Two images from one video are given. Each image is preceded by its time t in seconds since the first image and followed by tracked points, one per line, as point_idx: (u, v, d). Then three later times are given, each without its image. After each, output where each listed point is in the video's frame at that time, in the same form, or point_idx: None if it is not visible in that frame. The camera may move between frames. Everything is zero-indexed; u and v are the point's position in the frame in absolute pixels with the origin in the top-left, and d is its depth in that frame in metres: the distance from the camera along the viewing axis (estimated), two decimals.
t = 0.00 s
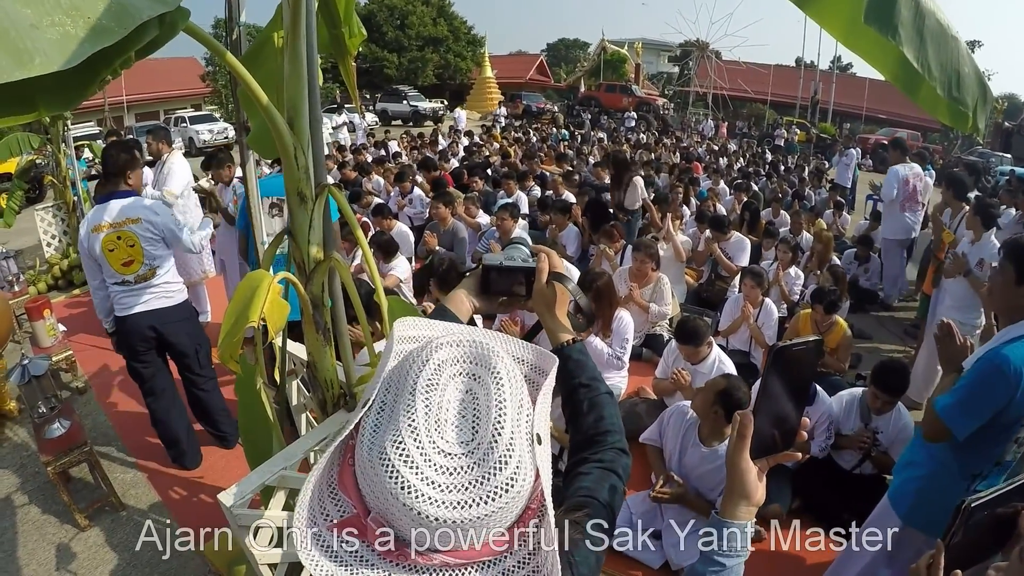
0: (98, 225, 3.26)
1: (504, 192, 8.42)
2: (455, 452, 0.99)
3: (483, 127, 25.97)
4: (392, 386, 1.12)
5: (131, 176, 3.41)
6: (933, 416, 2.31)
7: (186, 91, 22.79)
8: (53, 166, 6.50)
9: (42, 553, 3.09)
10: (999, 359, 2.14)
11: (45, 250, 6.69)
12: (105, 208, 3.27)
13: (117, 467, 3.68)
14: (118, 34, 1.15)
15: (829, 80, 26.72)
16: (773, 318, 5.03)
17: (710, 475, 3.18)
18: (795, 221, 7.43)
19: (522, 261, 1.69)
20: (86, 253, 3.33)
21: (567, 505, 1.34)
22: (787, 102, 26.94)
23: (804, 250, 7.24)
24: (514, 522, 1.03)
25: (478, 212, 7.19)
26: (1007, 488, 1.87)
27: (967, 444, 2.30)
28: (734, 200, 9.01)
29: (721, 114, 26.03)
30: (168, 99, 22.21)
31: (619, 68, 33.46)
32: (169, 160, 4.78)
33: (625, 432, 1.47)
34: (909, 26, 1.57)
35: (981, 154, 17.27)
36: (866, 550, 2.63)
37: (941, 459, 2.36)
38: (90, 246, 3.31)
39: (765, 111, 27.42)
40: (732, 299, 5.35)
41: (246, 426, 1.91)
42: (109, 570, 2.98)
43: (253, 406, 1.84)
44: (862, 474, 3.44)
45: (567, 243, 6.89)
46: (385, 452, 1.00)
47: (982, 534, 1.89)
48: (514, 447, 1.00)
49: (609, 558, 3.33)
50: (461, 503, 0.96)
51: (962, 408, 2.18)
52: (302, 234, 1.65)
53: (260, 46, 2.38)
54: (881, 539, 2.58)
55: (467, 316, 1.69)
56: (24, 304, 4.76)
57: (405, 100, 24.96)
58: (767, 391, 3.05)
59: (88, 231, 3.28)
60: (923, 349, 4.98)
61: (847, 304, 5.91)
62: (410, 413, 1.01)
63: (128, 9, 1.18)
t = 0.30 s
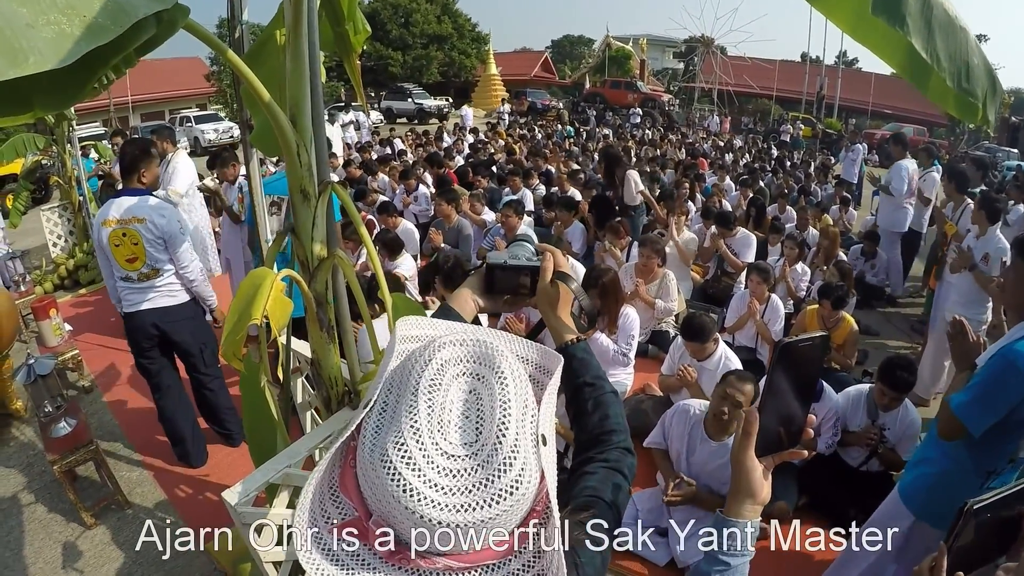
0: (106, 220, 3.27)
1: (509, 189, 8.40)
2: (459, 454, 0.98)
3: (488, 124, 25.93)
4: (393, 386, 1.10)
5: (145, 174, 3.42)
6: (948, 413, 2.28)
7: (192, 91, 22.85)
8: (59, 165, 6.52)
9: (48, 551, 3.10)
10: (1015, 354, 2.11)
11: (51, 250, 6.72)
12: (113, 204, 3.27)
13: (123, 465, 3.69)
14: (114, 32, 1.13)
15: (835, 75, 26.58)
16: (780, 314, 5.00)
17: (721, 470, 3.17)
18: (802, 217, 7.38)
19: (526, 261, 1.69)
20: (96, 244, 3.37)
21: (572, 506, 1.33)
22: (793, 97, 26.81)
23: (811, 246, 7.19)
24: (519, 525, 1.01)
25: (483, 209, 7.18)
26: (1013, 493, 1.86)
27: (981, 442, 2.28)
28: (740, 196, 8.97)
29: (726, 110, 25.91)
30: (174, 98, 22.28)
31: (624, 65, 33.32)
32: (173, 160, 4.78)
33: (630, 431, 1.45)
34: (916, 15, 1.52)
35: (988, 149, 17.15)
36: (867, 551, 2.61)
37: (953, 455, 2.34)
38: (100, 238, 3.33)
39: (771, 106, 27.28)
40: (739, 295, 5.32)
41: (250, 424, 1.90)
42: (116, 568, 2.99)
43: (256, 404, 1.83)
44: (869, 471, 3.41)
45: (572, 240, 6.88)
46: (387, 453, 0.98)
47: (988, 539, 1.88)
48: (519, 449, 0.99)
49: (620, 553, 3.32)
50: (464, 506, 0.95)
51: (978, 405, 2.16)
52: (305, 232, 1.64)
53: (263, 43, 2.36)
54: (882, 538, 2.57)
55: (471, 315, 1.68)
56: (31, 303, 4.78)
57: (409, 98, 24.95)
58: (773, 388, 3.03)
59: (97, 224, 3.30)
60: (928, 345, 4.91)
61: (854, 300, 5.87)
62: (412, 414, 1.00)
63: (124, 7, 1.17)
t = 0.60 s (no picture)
0: (108, 217, 3.32)
1: (514, 186, 8.39)
2: (456, 454, 0.97)
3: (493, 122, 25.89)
4: (391, 384, 1.10)
5: (148, 173, 3.43)
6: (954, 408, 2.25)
7: (198, 90, 22.92)
8: (67, 165, 6.54)
9: (54, 548, 3.12)
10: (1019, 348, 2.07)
11: (58, 250, 6.74)
12: (117, 202, 3.30)
13: (128, 463, 3.70)
14: (106, 28, 1.13)
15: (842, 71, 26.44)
16: (787, 310, 4.98)
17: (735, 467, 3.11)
18: (808, 213, 7.35)
19: (530, 258, 1.68)
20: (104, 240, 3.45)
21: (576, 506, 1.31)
22: (799, 93, 26.68)
23: (818, 242, 7.15)
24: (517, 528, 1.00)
25: (488, 206, 7.17)
26: (1014, 502, 1.82)
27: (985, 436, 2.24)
28: (746, 192, 8.93)
29: (732, 106, 25.81)
30: (180, 98, 22.35)
31: (629, 61, 33.22)
32: (178, 158, 4.76)
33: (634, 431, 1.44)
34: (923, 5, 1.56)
35: (995, 145, 17.04)
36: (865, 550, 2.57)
37: (959, 450, 2.32)
38: (105, 235, 3.40)
39: (777, 103, 27.17)
40: (745, 291, 5.29)
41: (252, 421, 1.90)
42: (121, 565, 2.99)
43: (259, 400, 1.83)
44: (877, 468, 3.38)
45: (578, 237, 6.88)
46: (382, 453, 0.98)
47: (989, 547, 1.84)
48: (518, 450, 0.98)
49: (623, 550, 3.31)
50: (461, 508, 0.94)
51: (981, 401, 2.13)
52: (307, 228, 1.63)
53: (264, 40, 2.36)
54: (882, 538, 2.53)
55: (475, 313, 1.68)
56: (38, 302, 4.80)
57: (415, 96, 24.95)
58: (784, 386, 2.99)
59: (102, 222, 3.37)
60: (935, 341, 4.86)
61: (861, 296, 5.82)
62: (408, 413, 0.99)
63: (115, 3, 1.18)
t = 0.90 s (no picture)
0: (105, 220, 3.39)
1: (516, 185, 8.39)
2: (429, 464, 0.97)
3: (496, 121, 25.87)
4: (367, 389, 1.10)
5: (143, 174, 3.45)
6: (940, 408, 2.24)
7: (201, 90, 22.96)
8: (70, 166, 6.57)
9: (54, 548, 3.13)
10: (1003, 350, 2.05)
11: (60, 250, 6.77)
12: (113, 204, 3.35)
13: (128, 463, 3.71)
14: (86, 31, 1.13)
15: (846, 68, 26.36)
16: (789, 309, 4.96)
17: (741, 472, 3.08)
18: (812, 211, 7.32)
19: (522, 260, 1.68)
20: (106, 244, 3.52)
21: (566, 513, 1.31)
22: (804, 91, 26.60)
23: (821, 240, 7.13)
24: (492, 540, 1.00)
25: (490, 204, 7.17)
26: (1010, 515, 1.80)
27: (976, 436, 2.23)
28: (749, 190, 8.90)
29: (736, 104, 25.74)
30: (183, 97, 22.38)
31: (633, 59, 33.17)
32: (178, 158, 4.77)
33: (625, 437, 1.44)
34: None
35: (1000, 142, 16.98)
36: (865, 550, 2.58)
37: (952, 452, 2.31)
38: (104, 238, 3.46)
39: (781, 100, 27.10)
40: (748, 290, 5.28)
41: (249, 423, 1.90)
42: (120, 566, 3.00)
43: (254, 401, 1.83)
44: (879, 470, 3.37)
45: (580, 236, 6.88)
46: (354, 461, 0.98)
47: (987, 562, 1.79)
48: (492, 461, 0.97)
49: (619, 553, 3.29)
50: (432, 519, 0.94)
51: (969, 403, 2.12)
52: (300, 229, 1.63)
53: (258, 41, 2.36)
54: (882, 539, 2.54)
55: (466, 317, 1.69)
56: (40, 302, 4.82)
57: (418, 95, 24.94)
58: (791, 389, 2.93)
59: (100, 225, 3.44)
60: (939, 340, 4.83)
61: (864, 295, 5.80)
62: (381, 421, 0.99)
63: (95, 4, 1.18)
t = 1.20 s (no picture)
0: (104, 227, 3.41)
1: (517, 186, 8.39)
2: (392, 479, 0.97)
3: (498, 122, 25.88)
4: (335, 401, 1.11)
5: (138, 182, 3.47)
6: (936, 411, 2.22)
7: (203, 95, 23.03)
8: (72, 173, 6.59)
9: (56, 554, 3.14)
10: (1001, 351, 2.03)
11: (63, 256, 6.79)
12: (111, 211, 3.36)
13: (130, 468, 3.72)
14: (61, 44, 1.14)
15: (848, 66, 26.33)
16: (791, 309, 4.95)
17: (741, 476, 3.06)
18: (813, 210, 7.30)
19: (508, 266, 1.68)
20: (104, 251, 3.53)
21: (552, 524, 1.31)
22: (805, 89, 26.56)
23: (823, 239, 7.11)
24: (458, 556, 0.99)
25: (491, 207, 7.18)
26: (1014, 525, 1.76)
27: (974, 438, 2.22)
28: (751, 189, 8.89)
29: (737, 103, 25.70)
30: (185, 103, 22.45)
31: (634, 59, 33.15)
32: (178, 164, 4.78)
33: (614, 446, 1.44)
34: None
35: (1003, 138, 16.92)
36: (866, 550, 2.58)
37: (952, 453, 2.30)
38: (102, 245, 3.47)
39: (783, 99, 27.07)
40: (749, 291, 5.26)
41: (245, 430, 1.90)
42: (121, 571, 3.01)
43: (248, 407, 1.82)
44: (884, 470, 3.38)
45: (581, 237, 6.89)
46: (317, 475, 0.98)
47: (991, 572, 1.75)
48: (455, 476, 0.97)
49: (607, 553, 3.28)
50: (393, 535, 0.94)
51: (965, 405, 2.10)
52: (289, 236, 1.63)
53: (249, 48, 2.38)
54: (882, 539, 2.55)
55: (454, 327, 1.70)
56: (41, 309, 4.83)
57: (419, 97, 24.97)
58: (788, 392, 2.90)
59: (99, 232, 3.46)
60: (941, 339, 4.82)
61: (867, 294, 5.78)
62: (343, 434, 1.00)
63: (71, 17, 1.19)
